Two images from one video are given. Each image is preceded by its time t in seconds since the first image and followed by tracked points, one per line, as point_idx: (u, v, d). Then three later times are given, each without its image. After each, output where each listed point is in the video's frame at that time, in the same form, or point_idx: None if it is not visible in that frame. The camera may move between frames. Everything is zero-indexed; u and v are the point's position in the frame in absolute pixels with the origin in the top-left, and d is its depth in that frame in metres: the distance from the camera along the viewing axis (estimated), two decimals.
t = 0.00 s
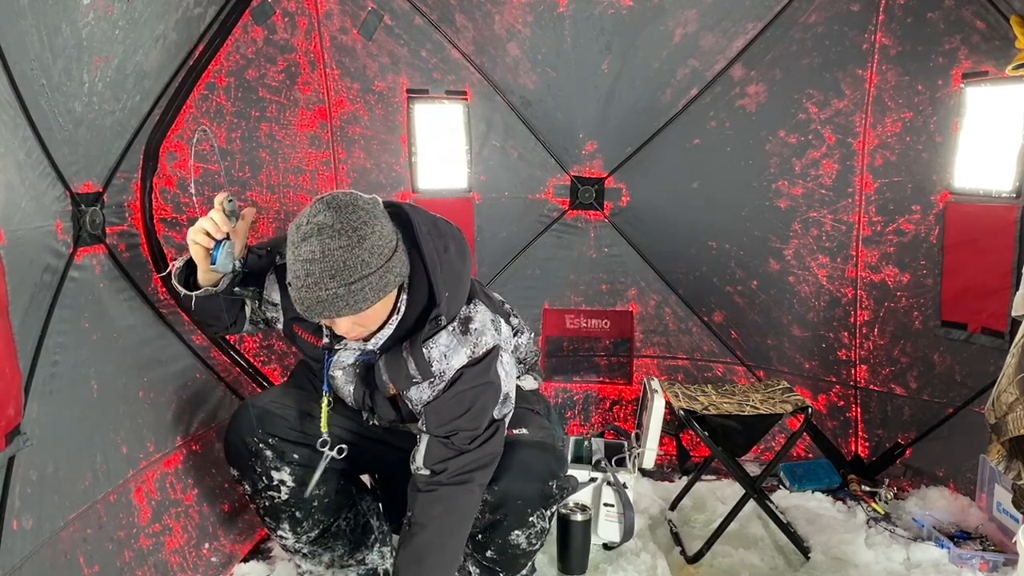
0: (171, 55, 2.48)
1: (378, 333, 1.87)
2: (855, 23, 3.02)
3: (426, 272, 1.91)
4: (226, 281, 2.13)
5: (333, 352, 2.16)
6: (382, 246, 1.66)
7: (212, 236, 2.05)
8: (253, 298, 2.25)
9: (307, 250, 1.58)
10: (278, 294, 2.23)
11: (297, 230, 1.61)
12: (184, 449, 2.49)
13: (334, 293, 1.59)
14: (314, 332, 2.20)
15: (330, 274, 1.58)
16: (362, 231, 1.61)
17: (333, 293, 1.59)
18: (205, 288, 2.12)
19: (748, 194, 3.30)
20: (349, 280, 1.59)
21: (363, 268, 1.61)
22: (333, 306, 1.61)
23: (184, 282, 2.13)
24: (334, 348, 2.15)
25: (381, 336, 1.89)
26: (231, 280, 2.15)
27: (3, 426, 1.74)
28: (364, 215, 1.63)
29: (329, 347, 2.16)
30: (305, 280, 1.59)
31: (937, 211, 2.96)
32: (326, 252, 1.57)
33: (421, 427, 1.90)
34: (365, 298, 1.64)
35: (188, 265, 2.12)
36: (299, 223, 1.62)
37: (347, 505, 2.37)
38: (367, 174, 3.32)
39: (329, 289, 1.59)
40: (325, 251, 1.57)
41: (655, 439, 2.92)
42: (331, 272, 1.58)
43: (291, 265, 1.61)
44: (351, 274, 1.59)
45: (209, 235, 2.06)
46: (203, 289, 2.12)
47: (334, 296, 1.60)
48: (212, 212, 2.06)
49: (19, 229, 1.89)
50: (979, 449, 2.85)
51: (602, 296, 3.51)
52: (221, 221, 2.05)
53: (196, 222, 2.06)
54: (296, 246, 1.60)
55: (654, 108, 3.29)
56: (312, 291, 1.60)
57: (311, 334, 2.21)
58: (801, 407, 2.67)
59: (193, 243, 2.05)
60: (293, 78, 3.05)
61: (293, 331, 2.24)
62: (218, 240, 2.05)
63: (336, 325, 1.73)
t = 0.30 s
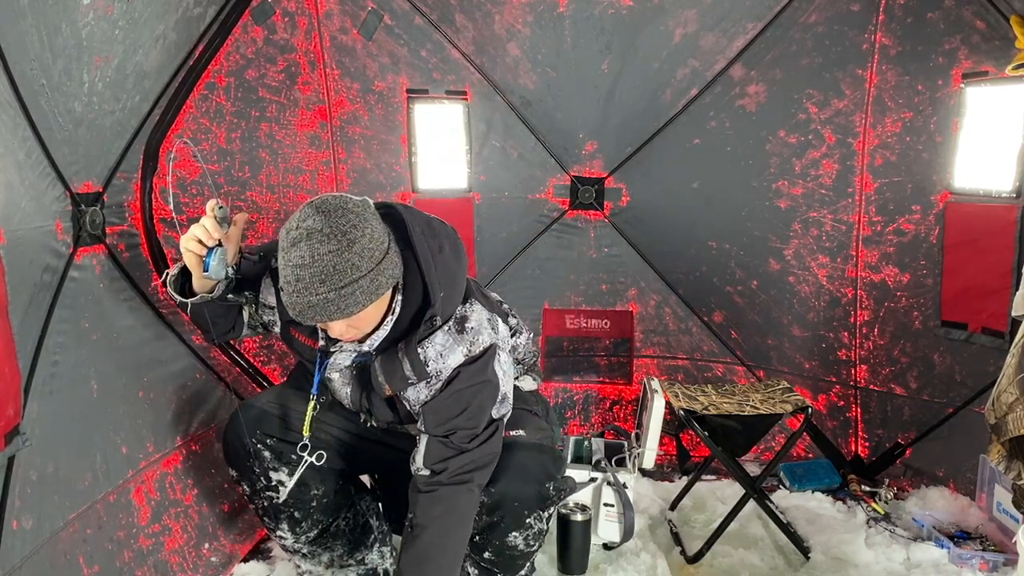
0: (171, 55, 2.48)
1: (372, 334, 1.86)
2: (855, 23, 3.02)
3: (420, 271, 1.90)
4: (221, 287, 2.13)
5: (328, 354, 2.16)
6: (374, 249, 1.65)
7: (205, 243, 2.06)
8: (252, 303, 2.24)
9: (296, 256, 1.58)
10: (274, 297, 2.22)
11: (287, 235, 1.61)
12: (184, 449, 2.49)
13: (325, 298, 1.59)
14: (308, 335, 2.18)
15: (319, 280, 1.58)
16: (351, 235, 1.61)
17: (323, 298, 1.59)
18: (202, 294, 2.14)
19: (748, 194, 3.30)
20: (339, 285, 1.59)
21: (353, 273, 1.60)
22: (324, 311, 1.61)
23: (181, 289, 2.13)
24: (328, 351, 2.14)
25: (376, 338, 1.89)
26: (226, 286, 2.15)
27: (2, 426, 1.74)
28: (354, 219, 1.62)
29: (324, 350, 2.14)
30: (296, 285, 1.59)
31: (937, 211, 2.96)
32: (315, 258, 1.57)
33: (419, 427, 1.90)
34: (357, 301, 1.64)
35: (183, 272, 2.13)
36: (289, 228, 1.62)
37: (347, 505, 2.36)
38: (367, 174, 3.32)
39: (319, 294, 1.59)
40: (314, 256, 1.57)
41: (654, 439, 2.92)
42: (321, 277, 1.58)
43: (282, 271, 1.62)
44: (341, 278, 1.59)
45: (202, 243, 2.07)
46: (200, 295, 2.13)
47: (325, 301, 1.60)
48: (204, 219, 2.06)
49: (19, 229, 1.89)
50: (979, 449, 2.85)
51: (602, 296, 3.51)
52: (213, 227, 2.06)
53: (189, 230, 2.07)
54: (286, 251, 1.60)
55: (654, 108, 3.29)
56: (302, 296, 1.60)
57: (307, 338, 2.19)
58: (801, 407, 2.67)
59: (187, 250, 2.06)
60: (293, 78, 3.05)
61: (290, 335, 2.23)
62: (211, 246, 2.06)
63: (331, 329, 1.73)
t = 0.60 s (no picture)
0: (171, 55, 2.48)
1: (374, 330, 1.86)
2: (855, 23, 3.02)
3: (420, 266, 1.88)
4: (219, 289, 2.12)
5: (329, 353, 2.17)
6: (371, 246, 1.65)
7: (201, 245, 2.05)
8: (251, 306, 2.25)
9: (294, 257, 1.58)
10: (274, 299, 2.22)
11: (283, 237, 1.61)
12: (185, 450, 2.50)
13: (324, 297, 1.59)
14: (309, 335, 2.20)
15: (317, 280, 1.58)
16: (348, 233, 1.60)
17: (322, 298, 1.59)
18: (199, 298, 2.12)
19: (748, 194, 3.30)
20: (338, 284, 1.59)
21: (351, 271, 1.60)
22: (324, 310, 1.61)
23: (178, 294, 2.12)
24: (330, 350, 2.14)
25: (377, 334, 1.88)
26: (225, 288, 2.15)
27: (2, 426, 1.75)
28: (350, 217, 1.62)
29: (326, 350, 2.15)
30: (295, 286, 1.59)
31: (937, 211, 2.96)
32: (313, 258, 1.57)
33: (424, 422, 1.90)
34: (356, 299, 1.64)
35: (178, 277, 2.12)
36: (285, 229, 1.62)
37: (348, 506, 2.36)
38: (367, 174, 3.32)
39: (319, 294, 1.59)
40: (312, 257, 1.57)
41: (654, 439, 2.92)
42: (319, 277, 1.58)
43: (280, 272, 1.61)
44: (340, 277, 1.59)
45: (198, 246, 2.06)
46: (196, 299, 2.12)
47: (324, 300, 1.60)
48: (199, 222, 2.05)
49: (19, 229, 1.89)
50: (979, 449, 2.85)
51: (602, 296, 3.51)
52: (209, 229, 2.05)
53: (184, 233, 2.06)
54: (284, 252, 1.60)
55: (654, 108, 3.29)
56: (302, 297, 1.60)
57: (307, 338, 2.21)
58: (801, 407, 2.67)
59: (183, 253, 2.05)
60: (293, 78, 3.05)
61: (290, 336, 2.24)
62: (207, 249, 2.05)
63: (332, 328, 1.74)
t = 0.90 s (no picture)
0: (171, 55, 2.48)
1: (376, 330, 1.85)
2: (855, 23, 3.02)
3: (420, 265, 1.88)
4: (221, 289, 2.13)
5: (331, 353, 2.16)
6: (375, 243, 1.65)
7: (201, 245, 2.04)
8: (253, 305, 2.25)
9: (298, 254, 1.58)
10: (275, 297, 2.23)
11: (288, 234, 1.61)
12: (184, 450, 2.49)
13: (329, 294, 1.59)
14: (312, 334, 2.20)
15: (322, 276, 1.58)
16: (352, 229, 1.60)
17: (327, 294, 1.59)
18: (201, 298, 2.13)
19: (748, 194, 3.30)
20: (342, 280, 1.59)
21: (356, 267, 1.60)
22: (328, 307, 1.61)
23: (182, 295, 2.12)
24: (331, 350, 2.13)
25: (379, 336, 1.87)
26: (227, 288, 2.15)
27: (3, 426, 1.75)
28: (354, 213, 1.62)
29: (327, 349, 2.12)
30: (300, 283, 1.59)
31: (937, 211, 2.96)
32: (318, 254, 1.57)
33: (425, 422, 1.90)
34: (361, 296, 1.64)
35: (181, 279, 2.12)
36: (289, 227, 1.62)
37: (348, 506, 2.36)
38: (367, 174, 3.32)
39: (324, 291, 1.59)
40: (316, 253, 1.57)
41: (654, 439, 2.92)
42: (324, 273, 1.57)
43: (285, 269, 1.61)
44: (345, 273, 1.59)
45: (198, 246, 2.06)
46: (199, 299, 2.13)
47: (329, 297, 1.60)
48: (198, 221, 2.05)
49: (19, 229, 1.89)
50: (979, 450, 2.85)
51: (602, 296, 3.51)
52: (208, 229, 2.04)
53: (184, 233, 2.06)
54: (288, 250, 1.60)
55: (654, 108, 3.29)
56: (307, 293, 1.60)
57: (309, 337, 2.21)
58: (801, 407, 2.67)
59: (184, 254, 2.05)
60: (293, 78, 3.05)
61: (292, 335, 2.25)
62: (207, 248, 2.05)
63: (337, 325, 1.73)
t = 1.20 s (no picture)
0: (171, 55, 2.48)
1: (379, 327, 1.86)
2: (855, 23, 3.02)
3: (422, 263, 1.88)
4: (222, 289, 2.13)
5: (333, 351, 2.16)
6: (378, 238, 1.65)
7: (201, 245, 2.04)
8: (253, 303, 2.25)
9: (302, 247, 1.58)
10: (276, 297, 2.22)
11: (292, 228, 1.61)
12: (185, 449, 2.50)
13: (332, 287, 1.59)
14: (314, 333, 2.20)
15: (325, 269, 1.58)
16: (355, 224, 1.61)
17: (330, 288, 1.59)
18: (203, 297, 2.13)
19: (748, 194, 3.30)
20: (345, 273, 1.59)
21: (359, 261, 1.60)
22: (331, 301, 1.61)
23: (183, 296, 2.12)
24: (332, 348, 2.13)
25: (382, 333, 1.88)
26: (228, 287, 2.15)
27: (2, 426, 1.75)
28: (357, 208, 1.63)
29: (330, 347, 2.12)
30: (303, 276, 1.59)
31: (937, 211, 2.96)
32: (322, 248, 1.57)
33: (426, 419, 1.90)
34: (364, 291, 1.64)
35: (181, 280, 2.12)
36: (293, 221, 1.62)
37: (348, 506, 2.36)
38: (367, 174, 3.32)
39: (327, 284, 1.59)
40: (320, 247, 1.57)
41: (654, 439, 2.92)
42: (327, 267, 1.57)
43: (288, 263, 1.61)
44: (348, 268, 1.59)
45: (198, 245, 2.06)
46: (201, 298, 2.13)
47: (332, 291, 1.60)
48: (196, 221, 2.05)
49: (19, 229, 1.89)
50: (979, 449, 2.85)
51: (602, 296, 3.51)
52: (207, 228, 2.04)
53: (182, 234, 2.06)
54: (292, 243, 1.60)
55: (653, 108, 3.29)
56: (310, 287, 1.60)
57: (311, 335, 2.21)
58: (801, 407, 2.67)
59: (183, 254, 2.05)
60: (293, 78, 3.05)
61: (293, 334, 2.24)
62: (206, 248, 2.05)
63: (339, 320, 1.73)
